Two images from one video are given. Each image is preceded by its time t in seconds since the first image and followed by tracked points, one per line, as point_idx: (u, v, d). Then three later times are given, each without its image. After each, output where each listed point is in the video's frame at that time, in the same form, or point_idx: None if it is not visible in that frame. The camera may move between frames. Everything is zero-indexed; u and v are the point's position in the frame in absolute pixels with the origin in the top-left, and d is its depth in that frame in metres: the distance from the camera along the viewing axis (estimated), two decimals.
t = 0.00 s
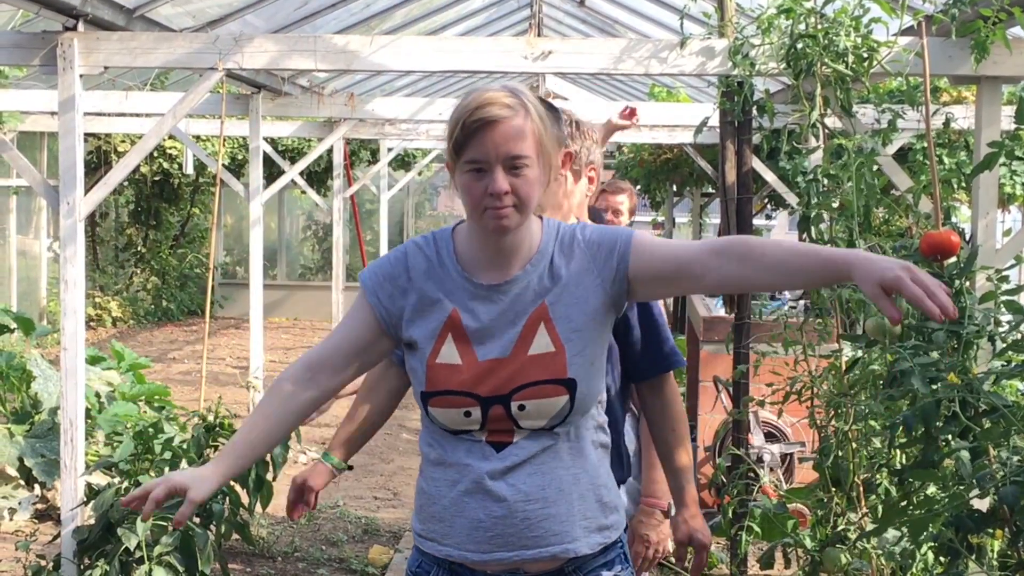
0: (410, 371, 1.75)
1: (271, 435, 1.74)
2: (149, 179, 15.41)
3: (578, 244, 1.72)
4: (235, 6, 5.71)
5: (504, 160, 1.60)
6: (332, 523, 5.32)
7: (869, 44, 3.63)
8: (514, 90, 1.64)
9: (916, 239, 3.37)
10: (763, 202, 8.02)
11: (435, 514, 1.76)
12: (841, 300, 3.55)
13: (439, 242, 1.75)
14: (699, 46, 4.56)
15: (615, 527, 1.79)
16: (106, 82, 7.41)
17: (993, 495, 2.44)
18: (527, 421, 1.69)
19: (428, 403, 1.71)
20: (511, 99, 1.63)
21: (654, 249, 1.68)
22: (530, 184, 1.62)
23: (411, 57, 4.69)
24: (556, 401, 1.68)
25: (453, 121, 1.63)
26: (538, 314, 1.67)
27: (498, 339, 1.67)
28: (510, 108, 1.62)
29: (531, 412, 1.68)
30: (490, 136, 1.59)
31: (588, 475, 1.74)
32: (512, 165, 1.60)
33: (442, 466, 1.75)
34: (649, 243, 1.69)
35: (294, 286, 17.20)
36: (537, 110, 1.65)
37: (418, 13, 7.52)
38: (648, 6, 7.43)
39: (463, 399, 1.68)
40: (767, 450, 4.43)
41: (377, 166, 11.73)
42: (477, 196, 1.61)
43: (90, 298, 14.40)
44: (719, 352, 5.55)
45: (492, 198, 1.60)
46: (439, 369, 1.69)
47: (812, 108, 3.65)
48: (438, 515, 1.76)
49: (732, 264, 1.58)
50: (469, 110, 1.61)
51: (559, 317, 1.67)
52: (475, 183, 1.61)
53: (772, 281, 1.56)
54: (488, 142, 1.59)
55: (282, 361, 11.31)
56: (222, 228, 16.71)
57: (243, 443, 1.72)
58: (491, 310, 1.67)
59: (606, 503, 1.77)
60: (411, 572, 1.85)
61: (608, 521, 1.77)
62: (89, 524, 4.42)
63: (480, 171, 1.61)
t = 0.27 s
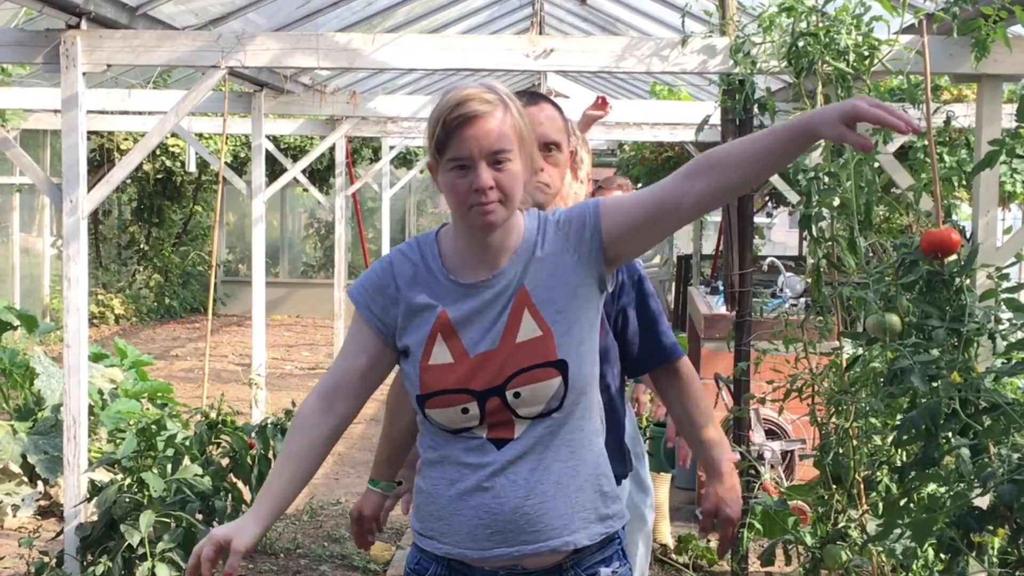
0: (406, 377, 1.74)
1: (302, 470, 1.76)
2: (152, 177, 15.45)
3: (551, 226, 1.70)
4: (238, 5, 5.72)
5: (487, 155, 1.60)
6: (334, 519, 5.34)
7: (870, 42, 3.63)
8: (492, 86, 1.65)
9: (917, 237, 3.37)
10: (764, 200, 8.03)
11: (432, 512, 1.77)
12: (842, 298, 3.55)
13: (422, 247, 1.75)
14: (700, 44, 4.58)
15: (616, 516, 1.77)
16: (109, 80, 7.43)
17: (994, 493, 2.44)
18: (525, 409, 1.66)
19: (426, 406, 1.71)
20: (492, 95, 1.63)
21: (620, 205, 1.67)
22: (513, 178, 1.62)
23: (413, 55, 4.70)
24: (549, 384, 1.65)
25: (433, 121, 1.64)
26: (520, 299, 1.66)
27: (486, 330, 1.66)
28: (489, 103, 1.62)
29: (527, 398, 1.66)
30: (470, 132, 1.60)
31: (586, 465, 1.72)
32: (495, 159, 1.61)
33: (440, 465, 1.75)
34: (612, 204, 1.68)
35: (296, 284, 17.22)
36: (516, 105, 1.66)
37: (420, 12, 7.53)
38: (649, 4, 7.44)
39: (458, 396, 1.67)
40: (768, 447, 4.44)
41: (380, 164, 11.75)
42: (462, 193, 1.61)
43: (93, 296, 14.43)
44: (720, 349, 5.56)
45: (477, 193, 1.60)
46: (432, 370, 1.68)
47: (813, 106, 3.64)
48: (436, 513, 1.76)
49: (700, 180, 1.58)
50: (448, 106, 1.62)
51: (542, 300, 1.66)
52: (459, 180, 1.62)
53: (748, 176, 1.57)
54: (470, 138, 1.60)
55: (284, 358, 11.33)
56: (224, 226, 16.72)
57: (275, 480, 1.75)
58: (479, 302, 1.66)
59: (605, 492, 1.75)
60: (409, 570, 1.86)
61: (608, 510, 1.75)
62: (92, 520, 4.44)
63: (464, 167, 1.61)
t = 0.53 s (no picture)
0: (403, 381, 1.73)
1: (342, 498, 1.78)
2: (156, 174, 15.47)
3: (526, 213, 1.69)
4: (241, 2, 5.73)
5: (471, 151, 1.59)
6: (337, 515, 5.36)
7: (873, 38, 3.62)
8: (471, 83, 1.65)
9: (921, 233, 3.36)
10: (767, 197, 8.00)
11: (432, 508, 1.76)
12: (845, 294, 3.55)
13: (407, 250, 1.74)
14: (704, 41, 4.60)
15: (615, 494, 1.75)
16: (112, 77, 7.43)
17: (998, 489, 2.44)
18: (522, 395, 1.63)
19: (423, 406, 1.69)
20: (469, 90, 1.62)
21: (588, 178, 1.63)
22: (498, 171, 1.61)
23: (416, 51, 4.71)
24: (543, 367, 1.62)
25: (413, 123, 1.63)
26: (505, 287, 1.64)
27: (474, 322, 1.64)
28: (467, 98, 1.61)
29: (522, 384, 1.62)
30: (453, 128, 1.59)
31: (583, 445, 1.69)
32: (479, 154, 1.60)
33: (437, 460, 1.74)
34: (579, 179, 1.65)
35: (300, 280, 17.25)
36: (497, 100, 1.65)
37: (423, 9, 7.53)
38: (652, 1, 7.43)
39: (455, 392, 1.64)
40: (771, 443, 4.44)
41: (383, 160, 11.76)
42: (448, 190, 1.60)
43: (97, 292, 14.45)
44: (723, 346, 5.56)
45: (462, 189, 1.59)
46: (427, 370, 1.67)
47: (816, 103, 3.63)
48: (436, 508, 1.75)
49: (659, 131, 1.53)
50: (428, 105, 1.61)
51: (527, 285, 1.64)
52: (444, 177, 1.60)
53: (708, 113, 1.51)
54: (453, 134, 1.59)
55: (288, 355, 11.34)
56: (228, 223, 16.73)
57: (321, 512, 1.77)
58: (467, 296, 1.64)
59: (603, 471, 1.72)
60: (408, 566, 1.86)
61: (607, 489, 1.73)
62: (96, 516, 4.45)
63: (448, 165, 1.60)
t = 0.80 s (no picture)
0: (400, 382, 1.73)
1: (380, 507, 1.81)
2: (162, 171, 15.51)
3: (512, 210, 1.71)
4: None
5: (462, 149, 1.60)
6: (343, 511, 5.38)
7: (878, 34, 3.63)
8: (457, 81, 1.66)
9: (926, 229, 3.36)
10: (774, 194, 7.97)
11: (430, 505, 1.75)
12: (850, 290, 3.54)
13: (396, 252, 1.74)
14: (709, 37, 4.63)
15: (614, 482, 1.74)
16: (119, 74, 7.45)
17: (1004, 484, 2.43)
18: (520, 388, 1.63)
19: (422, 406, 1.69)
20: (457, 88, 1.64)
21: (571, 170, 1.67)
22: (487, 169, 1.62)
23: (421, 47, 4.71)
24: (540, 359, 1.63)
25: (402, 123, 1.64)
26: (496, 282, 1.65)
27: (468, 319, 1.65)
28: (456, 96, 1.62)
29: (520, 377, 1.63)
30: (442, 127, 1.60)
31: (579, 434, 1.69)
32: (468, 152, 1.61)
33: (434, 457, 1.74)
34: (560, 169, 1.69)
35: (305, 277, 17.26)
36: (484, 98, 1.66)
37: (428, 6, 7.54)
38: None
39: (453, 390, 1.65)
40: (775, 439, 4.44)
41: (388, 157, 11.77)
42: (439, 189, 1.61)
43: (104, 289, 14.47)
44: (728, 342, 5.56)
45: (453, 187, 1.60)
46: (424, 370, 1.67)
47: (821, 99, 3.63)
48: (435, 505, 1.74)
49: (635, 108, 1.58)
50: (416, 104, 1.62)
51: (518, 279, 1.65)
52: (435, 175, 1.61)
53: (681, 79, 1.56)
54: (443, 133, 1.60)
55: (293, 351, 11.35)
56: (234, 219, 16.75)
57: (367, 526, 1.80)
58: (462, 294, 1.66)
59: (600, 459, 1.72)
60: (405, 561, 1.85)
61: (605, 477, 1.72)
62: (103, 512, 4.46)
63: (439, 163, 1.61)
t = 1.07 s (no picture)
0: (397, 378, 1.73)
1: (396, 501, 1.82)
2: (167, 168, 15.53)
3: (506, 204, 1.72)
4: None
5: (460, 143, 1.61)
6: (348, 507, 5.40)
7: (883, 29, 3.63)
8: (455, 75, 1.66)
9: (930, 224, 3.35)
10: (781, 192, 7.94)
11: (432, 501, 1.76)
12: (855, 285, 3.54)
13: (392, 247, 1.73)
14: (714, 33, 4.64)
15: (614, 474, 1.75)
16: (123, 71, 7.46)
17: (1010, 479, 2.43)
18: (518, 382, 1.64)
19: (420, 401, 1.69)
20: (455, 83, 1.64)
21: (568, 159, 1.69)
22: (485, 165, 1.62)
23: (425, 43, 4.72)
24: (538, 352, 1.63)
25: (400, 117, 1.64)
26: (493, 276, 1.66)
27: (465, 314, 1.65)
28: (454, 91, 1.62)
29: (518, 371, 1.63)
30: (441, 122, 1.60)
31: (580, 426, 1.69)
32: (467, 147, 1.61)
33: (435, 453, 1.74)
34: (556, 161, 1.71)
35: (310, 274, 17.28)
36: (482, 92, 1.67)
37: (433, 2, 7.54)
38: None
39: (451, 384, 1.65)
40: (779, 435, 4.44)
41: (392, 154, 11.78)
42: (436, 183, 1.61)
43: (109, 285, 14.51)
44: (731, 338, 5.57)
45: (451, 181, 1.60)
46: (421, 365, 1.67)
47: (826, 94, 3.63)
48: (438, 500, 1.75)
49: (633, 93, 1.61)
50: (414, 99, 1.62)
51: (515, 273, 1.66)
52: (433, 170, 1.61)
53: (676, 64, 1.59)
54: (442, 128, 1.60)
55: (298, 347, 11.37)
56: (238, 216, 16.77)
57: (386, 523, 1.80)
58: (459, 288, 1.66)
59: (600, 451, 1.72)
60: (409, 555, 1.86)
61: (605, 468, 1.73)
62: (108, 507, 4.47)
63: (437, 158, 1.61)
